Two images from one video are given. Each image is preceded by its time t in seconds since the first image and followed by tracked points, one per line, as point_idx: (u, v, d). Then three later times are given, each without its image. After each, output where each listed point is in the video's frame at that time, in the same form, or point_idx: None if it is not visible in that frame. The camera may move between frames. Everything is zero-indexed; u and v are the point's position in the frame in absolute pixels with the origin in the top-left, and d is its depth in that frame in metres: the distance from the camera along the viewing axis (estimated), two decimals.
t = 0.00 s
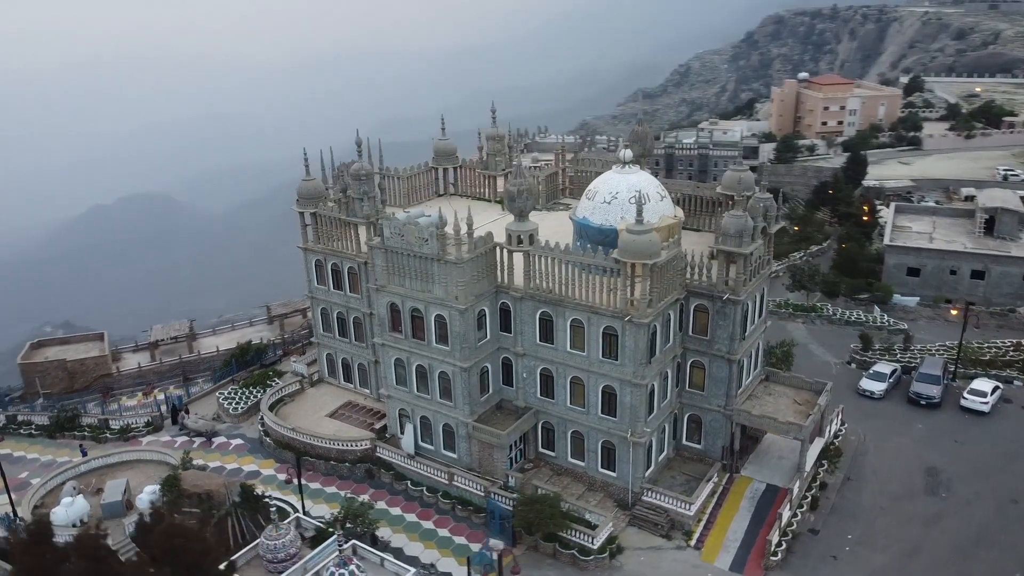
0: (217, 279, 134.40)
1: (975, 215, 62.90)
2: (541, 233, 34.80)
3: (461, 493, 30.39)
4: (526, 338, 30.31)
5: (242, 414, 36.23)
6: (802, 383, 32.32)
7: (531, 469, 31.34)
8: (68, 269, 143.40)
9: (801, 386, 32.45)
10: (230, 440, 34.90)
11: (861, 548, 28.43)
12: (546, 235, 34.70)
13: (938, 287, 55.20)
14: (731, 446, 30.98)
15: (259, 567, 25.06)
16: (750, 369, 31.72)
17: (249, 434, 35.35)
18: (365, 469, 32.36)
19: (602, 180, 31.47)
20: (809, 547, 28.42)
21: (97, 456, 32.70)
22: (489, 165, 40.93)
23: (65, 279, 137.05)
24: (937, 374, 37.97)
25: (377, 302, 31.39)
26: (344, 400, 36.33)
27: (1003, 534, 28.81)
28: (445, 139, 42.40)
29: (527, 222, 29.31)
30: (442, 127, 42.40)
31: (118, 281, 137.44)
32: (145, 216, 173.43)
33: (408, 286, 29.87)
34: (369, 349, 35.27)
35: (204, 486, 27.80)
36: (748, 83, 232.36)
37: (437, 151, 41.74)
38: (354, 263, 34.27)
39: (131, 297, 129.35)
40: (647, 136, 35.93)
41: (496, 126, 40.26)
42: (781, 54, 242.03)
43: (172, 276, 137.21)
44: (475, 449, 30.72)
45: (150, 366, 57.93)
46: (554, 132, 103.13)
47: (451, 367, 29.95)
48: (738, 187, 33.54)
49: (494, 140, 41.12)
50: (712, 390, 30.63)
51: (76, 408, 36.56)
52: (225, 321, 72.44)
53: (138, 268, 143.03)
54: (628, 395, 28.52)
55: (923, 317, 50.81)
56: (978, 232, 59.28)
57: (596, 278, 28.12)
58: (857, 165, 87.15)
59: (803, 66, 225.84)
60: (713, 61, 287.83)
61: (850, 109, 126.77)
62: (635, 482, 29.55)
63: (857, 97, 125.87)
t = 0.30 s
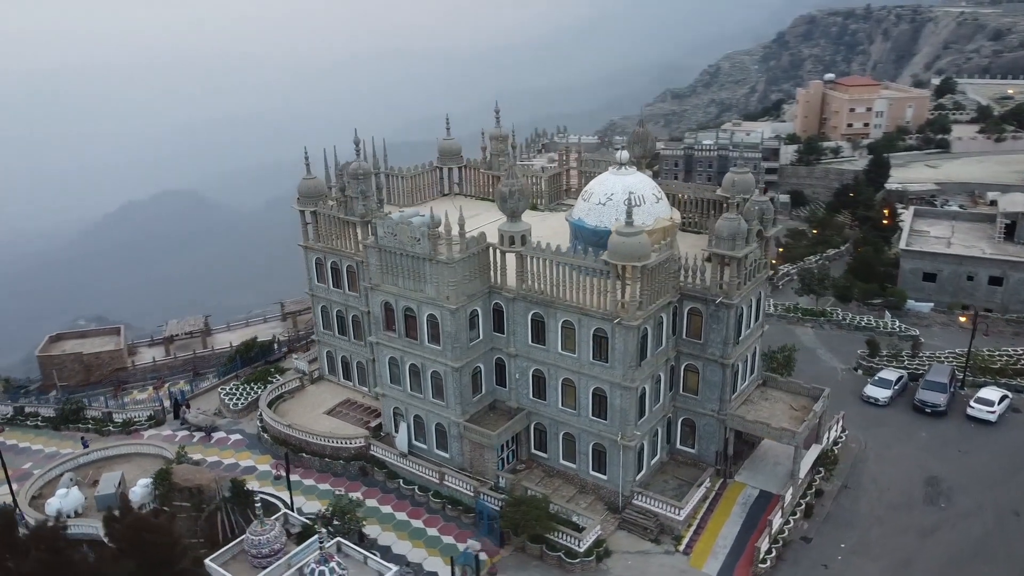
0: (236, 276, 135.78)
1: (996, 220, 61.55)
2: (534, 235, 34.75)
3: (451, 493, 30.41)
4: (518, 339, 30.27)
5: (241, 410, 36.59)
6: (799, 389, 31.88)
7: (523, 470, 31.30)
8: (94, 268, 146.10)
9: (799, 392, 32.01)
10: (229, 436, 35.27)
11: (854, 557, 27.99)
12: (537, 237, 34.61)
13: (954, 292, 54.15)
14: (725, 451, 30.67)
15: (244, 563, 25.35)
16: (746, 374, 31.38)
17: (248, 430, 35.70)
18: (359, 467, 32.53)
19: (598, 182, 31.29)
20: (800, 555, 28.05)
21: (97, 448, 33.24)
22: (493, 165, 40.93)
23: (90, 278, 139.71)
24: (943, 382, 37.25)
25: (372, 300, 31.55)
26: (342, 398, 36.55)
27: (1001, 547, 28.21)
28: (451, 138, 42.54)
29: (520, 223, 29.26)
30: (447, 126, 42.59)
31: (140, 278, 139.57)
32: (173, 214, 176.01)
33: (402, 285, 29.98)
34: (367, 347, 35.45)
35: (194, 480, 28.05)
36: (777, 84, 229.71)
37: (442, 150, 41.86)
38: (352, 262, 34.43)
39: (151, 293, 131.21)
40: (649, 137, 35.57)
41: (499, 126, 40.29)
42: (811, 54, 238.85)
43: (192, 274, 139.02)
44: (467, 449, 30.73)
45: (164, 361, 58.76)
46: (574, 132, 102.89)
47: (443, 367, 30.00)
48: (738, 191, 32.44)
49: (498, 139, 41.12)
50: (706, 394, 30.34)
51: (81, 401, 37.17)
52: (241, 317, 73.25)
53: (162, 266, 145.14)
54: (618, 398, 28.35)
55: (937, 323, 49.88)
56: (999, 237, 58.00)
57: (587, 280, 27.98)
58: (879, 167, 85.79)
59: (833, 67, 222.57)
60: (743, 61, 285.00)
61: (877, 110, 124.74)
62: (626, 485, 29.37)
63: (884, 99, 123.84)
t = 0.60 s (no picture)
0: (254, 276, 136.77)
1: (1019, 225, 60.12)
2: (527, 236, 34.73)
3: (442, 492, 30.47)
4: (511, 339, 30.24)
5: (242, 405, 36.97)
6: (796, 395, 31.48)
7: (515, 471, 31.28)
8: (119, 265, 148.46)
9: (795, 397, 31.62)
10: (229, 431, 35.65)
11: (846, 567, 27.54)
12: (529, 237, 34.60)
13: (971, 298, 53.05)
14: (719, 457, 30.38)
15: (230, 557, 25.59)
16: (741, 378, 31.05)
17: (247, 425, 36.06)
18: (353, 465, 32.74)
19: (594, 183, 31.12)
20: (790, 563, 27.67)
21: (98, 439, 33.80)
22: (496, 165, 40.96)
23: (114, 277, 142.02)
24: (949, 390, 36.51)
25: (367, 299, 31.73)
26: (341, 395, 36.80)
27: (998, 560, 27.58)
28: (456, 137, 42.64)
29: (513, 223, 29.23)
30: (452, 126, 42.74)
31: (162, 274, 141.46)
32: (200, 211, 178.41)
33: (395, 284, 30.11)
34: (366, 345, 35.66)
35: (186, 474, 28.40)
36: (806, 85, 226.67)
37: (447, 150, 42.00)
38: (351, 260, 34.60)
39: (170, 291, 132.89)
40: (649, 138, 35.27)
41: (504, 126, 40.28)
42: (842, 54, 235.16)
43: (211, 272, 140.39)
44: (459, 449, 30.76)
45: (178, 356, 59.58)
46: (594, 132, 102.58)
47: (435, 366, 30.08)
48: (738, 194, 31.99)
49: (503, 139, 41.11)
50: (699, 398, 30.06)
51: (86, 394, 37.79)
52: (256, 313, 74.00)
53: (184, 263, 146.91)
54: (608, 400, 28.20)
55: (951, 330, 48.94)
56: (1019, 242, 56.66)
57: (577, 282, 27.85)
58: (903, 170, 84.25)
59: (864, 67, 218.95)
60: (774, 62, 281.69)
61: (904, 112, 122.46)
62: (616, 488, 29.20)
63: (912, 100, 121.51)
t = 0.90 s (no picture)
0: (267, 275, 137.52)
1: None
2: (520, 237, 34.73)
3: (433, 491, 30.53)
4: (503, 339, 30.21)
5: (242, 400, 37.35)
6: (792, 400, 31.06)
7: (507, 471, 31.25)
8: (144, 262, 150.78)
9: (791, 402, 31.20)
10: (228, 426, 36.03)
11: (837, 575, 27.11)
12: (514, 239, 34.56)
13: (987, 304, 51.92)
14: (712, 461, 30.08)
15: (217, 550, 25.91)
16: (736, 382, 30.71)
17: (247, 420, 36.42)
18: (347, 461, 32.94)
19: (589, 184, 30.95)
20: (779, 570, 27.31)
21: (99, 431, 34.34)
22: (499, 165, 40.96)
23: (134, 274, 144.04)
24: (955, 397, 35.79)
25: (362, 297, 31.89)
26: (340, 392, 37.03)
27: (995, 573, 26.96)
28: (461, 136, 42.69)
29: (505, 223, 29.18)
30: (457, 125, 42.82)
31: (182, 272, 143.15)
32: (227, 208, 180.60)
33: (389, 282, 30.23)
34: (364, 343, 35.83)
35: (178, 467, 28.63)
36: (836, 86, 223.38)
37: (452, 149, 42.27)
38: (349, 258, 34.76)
39: (192, 288, 134.60)
40: (649, 138, 34.94)
41: (506, 126, 40.25)
42: (874, 53, 231.26)
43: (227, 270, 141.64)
44: (451, 448, 30.80)
45: (192, 350, 60.37)
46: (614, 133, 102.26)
47: (427, 365, 30.15)
48: (735, 196, 31.94)
49: (506, 139, 41.07)
50: (692, 401, 29.80)
51: (92, 386, 38.43)
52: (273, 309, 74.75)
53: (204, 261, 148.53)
54: (597, 402, 28.05)
55: (965, 336, 47.98)
56: None
57: (568, 283, 27.72)
58: (926, 173, 82.69)
59: (896, 67, 215.14)
60: (805, 62, 278.14)
61: (932, 113, 119.59)
62: (605, 490, 29.05)
63: (940, 101, 118.43)
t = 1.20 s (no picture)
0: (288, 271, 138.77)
1: None
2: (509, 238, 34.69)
3: (423, 489, 30.60)
4: (495, 339, 30.18)
5: (243, 396, 37.74)
6: (788, 405, 30.65)
7: (498, 471, 31.22)
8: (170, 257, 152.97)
9: (786, 407, 30.80)
10: (228, 420, 36.42)
11: None
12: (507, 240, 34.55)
13: (1005, 311, 50.76)
14: (703, 465, 29.79)
15: (204, 544, 26.21)
16: (730, 386, 30.37)
17: (247, 416, 36.78)
18: (342, 458, 33.12)
19: (585, 184, 30.79)
20: None
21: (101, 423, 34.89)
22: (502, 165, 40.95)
23: (150, 269, 145.49)
24: (961, 406, 35.05)
25: (357, 295, 32.04)
26: (339, 389, 37.26)
27: None
28: (467, 136, 42.78)
29: (498, 223, 29.14)
30: (463, 124, 42.89)
31: (199, 267, 144.46)
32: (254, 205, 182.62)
33: (382, 281, 30.35)
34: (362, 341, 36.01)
35: (170, 460, 28.89)
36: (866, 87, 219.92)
37: (457, 148, 42.37)
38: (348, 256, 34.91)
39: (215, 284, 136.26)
40: (650, 139, 34.65)
41: (510, 126, 40.23)
42: (907, 54, 227.24)
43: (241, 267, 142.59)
44: (442, 447, 30.83)
45: (205, 344, 61.07)
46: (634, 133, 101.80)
47: (419, 364, 30.21)
48: (733, 198, 31.58)
49: (510, 139, 41.03)
50: (684, 405, 29.53)
51: (98, 379, 39.05)
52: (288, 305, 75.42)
53: (219, 257, 149.84)
54: (586, 404, 27.91)
55: (979, 343, 47.00)
56: None
57: (558, 284, 27.60)
58: (951, 176, 81.08)
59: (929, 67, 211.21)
60: (836, 63, 274.31)
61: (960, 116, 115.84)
62: (594, 492, 28.89)
63: (969, 104, 114.59)
